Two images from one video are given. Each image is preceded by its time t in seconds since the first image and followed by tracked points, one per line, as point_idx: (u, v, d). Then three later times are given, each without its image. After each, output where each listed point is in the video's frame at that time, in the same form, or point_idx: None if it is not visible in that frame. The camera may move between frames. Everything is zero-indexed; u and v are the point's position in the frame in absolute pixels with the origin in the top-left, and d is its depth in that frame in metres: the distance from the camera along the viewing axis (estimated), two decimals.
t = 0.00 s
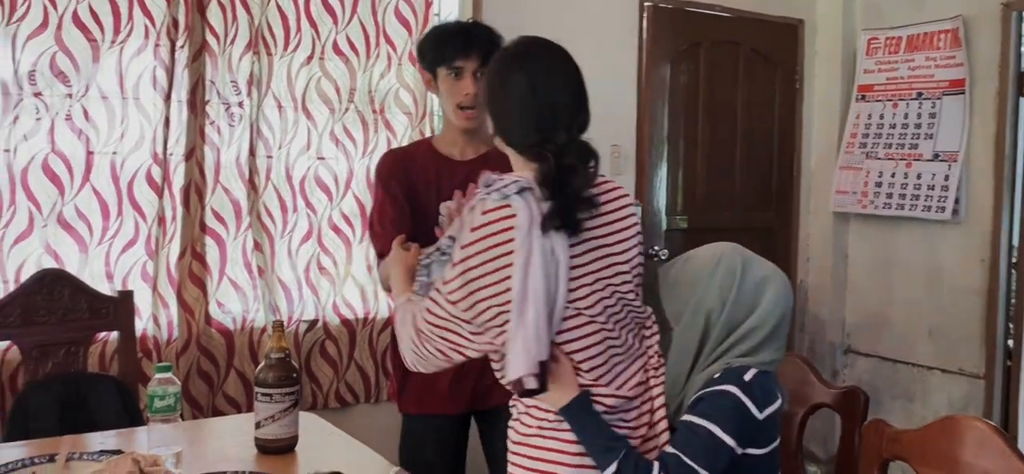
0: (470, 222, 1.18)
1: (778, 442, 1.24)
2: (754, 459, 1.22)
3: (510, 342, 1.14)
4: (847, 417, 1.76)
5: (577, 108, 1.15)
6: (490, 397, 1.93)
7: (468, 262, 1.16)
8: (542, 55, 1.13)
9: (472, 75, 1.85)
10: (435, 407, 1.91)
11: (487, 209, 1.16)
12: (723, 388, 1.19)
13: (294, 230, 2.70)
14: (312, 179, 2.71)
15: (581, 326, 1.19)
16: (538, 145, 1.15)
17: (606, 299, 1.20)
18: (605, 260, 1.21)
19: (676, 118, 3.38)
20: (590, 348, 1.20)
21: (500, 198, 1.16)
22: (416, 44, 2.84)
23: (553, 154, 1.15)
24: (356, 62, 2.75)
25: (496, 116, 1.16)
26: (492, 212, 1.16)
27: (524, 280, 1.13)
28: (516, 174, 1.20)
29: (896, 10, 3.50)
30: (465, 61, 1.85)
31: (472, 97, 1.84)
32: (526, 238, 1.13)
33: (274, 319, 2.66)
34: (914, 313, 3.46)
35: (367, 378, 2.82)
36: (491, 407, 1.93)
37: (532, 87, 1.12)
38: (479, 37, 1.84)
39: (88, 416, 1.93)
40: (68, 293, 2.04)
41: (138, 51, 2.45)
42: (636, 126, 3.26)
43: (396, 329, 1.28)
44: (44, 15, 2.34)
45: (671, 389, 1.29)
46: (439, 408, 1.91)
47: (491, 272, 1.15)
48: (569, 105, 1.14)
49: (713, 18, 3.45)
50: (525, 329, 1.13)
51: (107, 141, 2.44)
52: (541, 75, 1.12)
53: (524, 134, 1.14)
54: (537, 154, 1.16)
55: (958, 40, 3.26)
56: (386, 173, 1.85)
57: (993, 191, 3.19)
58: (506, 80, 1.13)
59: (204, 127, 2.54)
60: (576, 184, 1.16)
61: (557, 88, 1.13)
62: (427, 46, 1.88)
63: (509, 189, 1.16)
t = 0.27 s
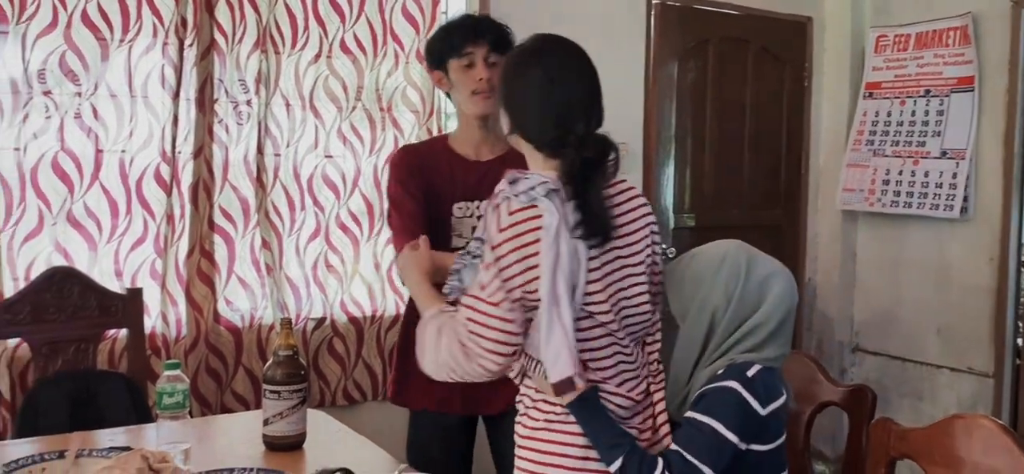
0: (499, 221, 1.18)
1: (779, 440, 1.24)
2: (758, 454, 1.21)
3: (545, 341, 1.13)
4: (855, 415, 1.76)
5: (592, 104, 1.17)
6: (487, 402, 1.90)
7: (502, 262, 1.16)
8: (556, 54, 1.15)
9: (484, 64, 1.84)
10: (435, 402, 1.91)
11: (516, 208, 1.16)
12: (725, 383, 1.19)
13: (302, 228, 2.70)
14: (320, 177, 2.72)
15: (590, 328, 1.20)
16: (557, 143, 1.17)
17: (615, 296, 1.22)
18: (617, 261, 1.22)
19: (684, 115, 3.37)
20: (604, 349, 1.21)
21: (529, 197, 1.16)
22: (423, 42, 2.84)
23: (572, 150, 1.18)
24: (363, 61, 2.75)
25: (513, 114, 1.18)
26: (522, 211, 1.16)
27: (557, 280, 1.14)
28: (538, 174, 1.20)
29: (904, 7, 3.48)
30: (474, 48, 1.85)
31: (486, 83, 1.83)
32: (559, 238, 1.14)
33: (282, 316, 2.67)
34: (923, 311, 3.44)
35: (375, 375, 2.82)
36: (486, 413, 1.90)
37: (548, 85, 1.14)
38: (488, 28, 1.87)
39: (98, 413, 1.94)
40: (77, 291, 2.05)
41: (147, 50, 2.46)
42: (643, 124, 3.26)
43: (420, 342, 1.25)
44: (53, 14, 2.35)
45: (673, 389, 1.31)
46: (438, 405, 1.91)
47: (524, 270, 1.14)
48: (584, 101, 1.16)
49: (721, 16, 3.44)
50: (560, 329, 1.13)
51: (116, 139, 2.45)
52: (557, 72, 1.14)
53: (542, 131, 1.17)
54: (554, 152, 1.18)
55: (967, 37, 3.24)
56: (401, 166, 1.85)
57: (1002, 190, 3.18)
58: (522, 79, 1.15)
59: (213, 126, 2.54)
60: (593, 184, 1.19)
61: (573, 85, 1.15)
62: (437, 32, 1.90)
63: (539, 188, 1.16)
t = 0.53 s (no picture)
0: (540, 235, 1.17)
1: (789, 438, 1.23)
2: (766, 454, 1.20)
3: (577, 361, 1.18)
4: (863, 413, 1.76)
5: (622, 96, 1.19)
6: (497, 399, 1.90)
7: (542, 275, 1.15)
8: (585, 47, 1.19)
9: (495, 58, 1.88)
10: (445, 397, 1.92)
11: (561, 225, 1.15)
12: (730, 384, 1.18)
13: (311, 226, 2.72)
14: (329, 175, 2.73)
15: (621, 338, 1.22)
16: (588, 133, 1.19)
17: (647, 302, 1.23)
18: (645, 270, 1.23)
19: (692, 113, 3.37)
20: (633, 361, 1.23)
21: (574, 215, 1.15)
22: (432, 41, 2.85)
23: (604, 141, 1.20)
24: (372, 59, 2.76)
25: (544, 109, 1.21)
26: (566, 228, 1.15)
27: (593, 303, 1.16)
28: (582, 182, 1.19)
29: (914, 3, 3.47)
30: (487, 40, 1.90)
31: (499, 75, 1.86)
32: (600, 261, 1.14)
33: (292, 314, 2.68)
34: (932, 309, 3.44)
35: (384, 372, 2.83)
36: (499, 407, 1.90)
37: (575, 76, 1.18)
38: (498, 23, 1.92)
39: (110, 410, 1.96)
40: (88, 288, 2.07)
41: (157, 49, 2.48)
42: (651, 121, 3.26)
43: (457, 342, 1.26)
44: (64, 14, 2.36)
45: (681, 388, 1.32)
46: (449, 400, 1.92)
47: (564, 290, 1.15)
48: (614, 91, 1.19)
49: (729, 13, 3.44)
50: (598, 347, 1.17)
51: (126, 138, 2.46)
52: (586, 64, 1.18)
53: (572, 121, 1.19)
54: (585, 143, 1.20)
55: (977, 34, 3.22)
56: (417, 159, 1.84)
57: (1012, 187, 3.16)
58: (551, 73, 1.19)
59: (222, 124, 2.56)
60: (625, 175, 1.22)
61: (602, 76, 1.18)
62: (445, 30, 1.94)
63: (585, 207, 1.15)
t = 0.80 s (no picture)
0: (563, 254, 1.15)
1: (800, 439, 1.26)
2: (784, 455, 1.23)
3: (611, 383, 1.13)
4: (867, 412, 1.76)
5: (646, 93, 1.17)
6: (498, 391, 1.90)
7: (557, 293, 1.15)
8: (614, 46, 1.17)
9: (498, 62, 1.88)
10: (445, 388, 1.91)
11: (584, 243, 1.14)
12: (745, 387, 1.22)
13: (316, 225, 2.72)
14: (334, 174, 2.73)
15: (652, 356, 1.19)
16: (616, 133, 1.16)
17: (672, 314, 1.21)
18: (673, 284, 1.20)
19: (696, 111, 3.37)
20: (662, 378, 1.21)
21: (597, 233, 1.14)
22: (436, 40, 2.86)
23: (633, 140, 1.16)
24: (377, 58, 2.77)
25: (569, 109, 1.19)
26: (590, 247, 1.14)
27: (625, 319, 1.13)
28: (605, 194, 1.17)
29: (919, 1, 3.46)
30: (490, 46, 1.89)
31: (498, 83, 1.86)
32: (628, 278, 1.12)
33: (297, 312, 2.68)
34: (937, 307, 3.43)
35: (388, 371, 2.84)
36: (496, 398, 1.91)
37: (603, 74, 1.16)
38: (502, 22, 1.91)
39: (115, 408, 1.97)
40: (94, 287, 2.07)
41: (162, 48, 2.48)
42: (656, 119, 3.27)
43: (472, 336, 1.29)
44: (70, 13, 2.37)
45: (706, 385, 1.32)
46: (448, 391, 1.91)
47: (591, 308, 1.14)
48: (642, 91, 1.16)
49: (734, 11, 3.43)
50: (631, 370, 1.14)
51: (132, 137, 2.47)
52: (613, 63, 1.16)
53: (600, 121, 1.17)
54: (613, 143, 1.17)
55: (982, 32, 3.20)
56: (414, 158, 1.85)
57: (1018, 185, 3.15)
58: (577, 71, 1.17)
59: (228, 123, 2.56)
60: (661, 173, 1.18)
61: (631, 75, 1.16)
62: (450, 27, 1.94)
63: (608, 224, 1.13)
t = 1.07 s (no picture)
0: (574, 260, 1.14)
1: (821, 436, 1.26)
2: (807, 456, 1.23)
3: (637, 392, 1.10)
4: (871, 410, 1.76)
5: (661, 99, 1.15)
6: (499, 393, 1.90)
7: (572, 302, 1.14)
8: (638, 46, 1.16)
9: (499, 61, 1.88)
10: (447, 389, 1.92)
11: (596, 249, 1.13)
12: (769, 390, 1.21)
13: (319, 223, 2.72)
14: (337, 173, 2.73)
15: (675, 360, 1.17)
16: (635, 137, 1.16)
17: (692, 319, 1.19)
18: (690, 288, 1.19)
19: (699, 109, 3.37)
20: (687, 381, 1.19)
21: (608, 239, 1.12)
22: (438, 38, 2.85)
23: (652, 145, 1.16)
24: (379, 57, 2.77)
25: (587, 108, 1.18)
26: (600, 252, 1.13)
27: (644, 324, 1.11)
28: (613, 201, 1.16)
29: None
30: (492, 45, 1.89)
31: (500, 81, 1.86)
32: (644, 282, 1.11)
33: (300, 311, 2.69)
34: (941, 305, 3.42)
35: (391, 369, 2.84)
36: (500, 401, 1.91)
37: (626, 76, 1.15)
38: (503, 20, 1.91)
39: (119, 406, 1.97)
40: (98, 286, 2.08)
41: (165, 47, 2.48)
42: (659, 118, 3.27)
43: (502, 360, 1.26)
44: (73, 12, 2.37)
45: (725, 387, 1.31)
46: (450, 392, 1.92)
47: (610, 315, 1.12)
48: (663, 95, 1.16)
49: (736, 9, 3.43)
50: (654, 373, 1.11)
51: (135, 136, 2.47)
52: (636, 66, 1.15)
53: (620, 124, 1.16)
54: (631, 147, 1.16)
55: (985, 29, 3.19)
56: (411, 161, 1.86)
57: (1021, 183, 3.14)
58: (599, 72, 1.16)
59: (230, 122, 2.56)
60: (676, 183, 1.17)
61: (653, 78, 1.15)
62: (451, 26, 1.94)
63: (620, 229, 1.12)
